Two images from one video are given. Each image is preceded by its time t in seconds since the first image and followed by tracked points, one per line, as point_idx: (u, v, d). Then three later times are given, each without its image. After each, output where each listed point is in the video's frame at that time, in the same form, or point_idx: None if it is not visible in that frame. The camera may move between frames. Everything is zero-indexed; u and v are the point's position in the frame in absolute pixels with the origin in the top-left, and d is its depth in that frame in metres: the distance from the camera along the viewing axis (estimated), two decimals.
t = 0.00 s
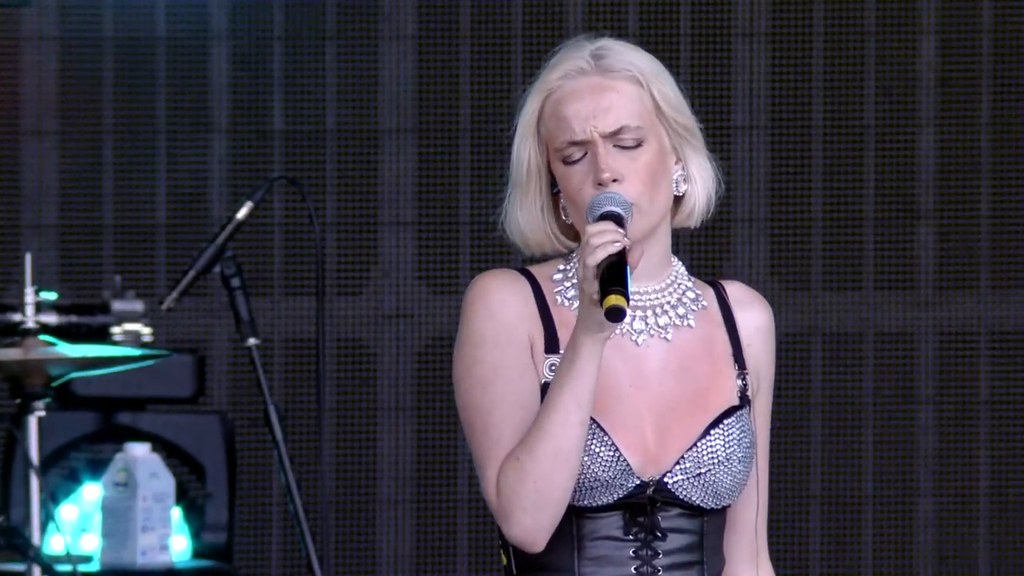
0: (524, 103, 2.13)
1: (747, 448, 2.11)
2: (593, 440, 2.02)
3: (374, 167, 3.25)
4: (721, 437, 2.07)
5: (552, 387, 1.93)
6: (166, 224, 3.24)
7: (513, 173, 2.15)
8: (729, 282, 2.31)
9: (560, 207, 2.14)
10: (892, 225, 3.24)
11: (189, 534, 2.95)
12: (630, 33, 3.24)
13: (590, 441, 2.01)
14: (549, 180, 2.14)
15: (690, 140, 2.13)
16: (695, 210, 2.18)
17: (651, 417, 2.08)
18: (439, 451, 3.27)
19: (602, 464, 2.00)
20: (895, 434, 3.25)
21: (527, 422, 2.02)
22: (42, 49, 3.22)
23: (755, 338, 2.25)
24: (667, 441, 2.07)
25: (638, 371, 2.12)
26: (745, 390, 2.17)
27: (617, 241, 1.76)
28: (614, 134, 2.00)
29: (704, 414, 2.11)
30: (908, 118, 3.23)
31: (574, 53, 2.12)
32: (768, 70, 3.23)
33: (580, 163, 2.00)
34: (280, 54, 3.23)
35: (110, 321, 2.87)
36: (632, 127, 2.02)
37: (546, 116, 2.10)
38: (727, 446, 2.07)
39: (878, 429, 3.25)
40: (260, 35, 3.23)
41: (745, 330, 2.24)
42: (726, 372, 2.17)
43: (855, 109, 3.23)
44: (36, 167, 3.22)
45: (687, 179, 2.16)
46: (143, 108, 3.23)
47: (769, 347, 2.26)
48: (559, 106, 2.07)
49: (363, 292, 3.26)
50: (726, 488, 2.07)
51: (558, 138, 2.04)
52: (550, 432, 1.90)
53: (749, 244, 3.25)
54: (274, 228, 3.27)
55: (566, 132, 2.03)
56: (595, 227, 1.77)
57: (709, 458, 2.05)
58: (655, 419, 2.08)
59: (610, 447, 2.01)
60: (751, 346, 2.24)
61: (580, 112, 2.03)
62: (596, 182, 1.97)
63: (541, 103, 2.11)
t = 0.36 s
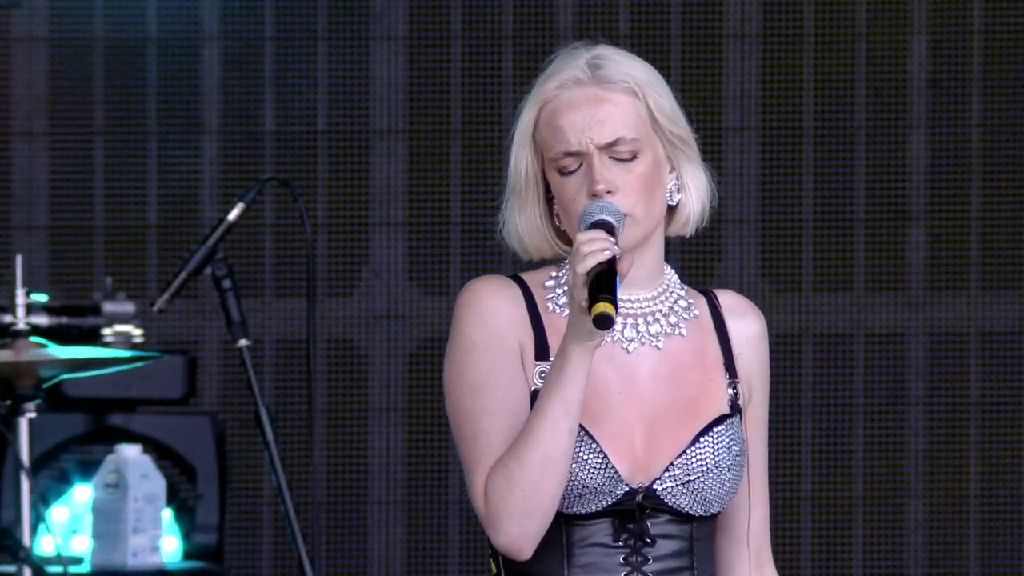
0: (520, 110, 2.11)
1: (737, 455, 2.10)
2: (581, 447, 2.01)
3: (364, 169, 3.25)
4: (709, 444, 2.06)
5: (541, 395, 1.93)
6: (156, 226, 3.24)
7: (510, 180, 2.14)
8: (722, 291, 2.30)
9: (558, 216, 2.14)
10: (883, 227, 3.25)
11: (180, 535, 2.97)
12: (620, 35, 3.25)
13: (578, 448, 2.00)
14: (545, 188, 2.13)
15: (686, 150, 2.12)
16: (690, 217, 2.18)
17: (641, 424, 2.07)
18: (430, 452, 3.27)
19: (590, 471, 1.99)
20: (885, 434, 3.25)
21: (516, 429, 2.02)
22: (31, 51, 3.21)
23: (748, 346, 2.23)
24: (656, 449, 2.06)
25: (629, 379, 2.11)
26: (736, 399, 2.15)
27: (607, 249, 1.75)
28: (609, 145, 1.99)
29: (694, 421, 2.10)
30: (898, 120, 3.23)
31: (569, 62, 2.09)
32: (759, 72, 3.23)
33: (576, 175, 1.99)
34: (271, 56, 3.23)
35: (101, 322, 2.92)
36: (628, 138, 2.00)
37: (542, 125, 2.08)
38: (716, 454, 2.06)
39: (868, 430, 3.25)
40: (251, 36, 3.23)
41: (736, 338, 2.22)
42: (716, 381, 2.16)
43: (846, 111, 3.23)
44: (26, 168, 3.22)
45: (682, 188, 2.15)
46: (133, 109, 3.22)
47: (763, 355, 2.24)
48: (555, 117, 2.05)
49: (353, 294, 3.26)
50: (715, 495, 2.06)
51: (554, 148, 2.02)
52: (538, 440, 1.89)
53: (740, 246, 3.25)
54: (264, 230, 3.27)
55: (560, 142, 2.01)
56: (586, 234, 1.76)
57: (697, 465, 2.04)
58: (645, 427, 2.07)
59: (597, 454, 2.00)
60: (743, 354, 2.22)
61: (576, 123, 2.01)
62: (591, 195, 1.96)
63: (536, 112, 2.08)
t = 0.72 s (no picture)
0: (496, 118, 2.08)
1: (731, 452, 2.09)
2: (573, 447, 1.99)
3: (360, 170, 3.25)
4: (704, 442, 2.05)
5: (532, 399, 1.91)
6: (152, 228, 3.24)
7: (488, 187, 2.11)
8: (712, 285, 2.28)
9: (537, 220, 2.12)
10: (880, 229, 3.24)
11: (175, 538, 2.96)
12: (616, 37, 3.25)
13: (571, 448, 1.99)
14: (521, 195, 2.12)
15: (666, 147, 2.09)
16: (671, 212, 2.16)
17: (632, 423, 2.05)
18: (425, 453, 3.27)
19: (583, 470, 1.98)
20: (881, 434, 3.25)
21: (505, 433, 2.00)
22: (27, 52, 3.20)
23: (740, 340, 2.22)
24: (649, 448, 2.04)
25: (619, 378, 2.09)
26: (729, 394, 2.14)
27: (596, 256, 1.71)
28: (591, 149, 1.97)
29: (686, 419, 2.08)
30: (894, 121, 3.23)
31: (543, 66, 2.06)
32: (755, 73, 3.22)
33: (559, 180, 1.97)
34: (266, 58, 3.23)
35: (95, 324, 2.89)
36: (609, 141, 1.98)
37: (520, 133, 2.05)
38: (710, 450, 2.05)
39: (865, 431, 3.25)
40: (246, 38, 3.23)
41: (728, 333, 2.21)
42: (709, 376, 2.14)
43: (842, 113, 3.23)
44: (21, 170, 3.21)
45: (663, 183, 2.13)
46: (128, 111, 3.22)
47: (755, 349, 2.23)
48: (533, 124, 2.03)
49: (349, 296, 3.27)
50: (710, 493, 2.04)
51: (535, 156, 2.00)
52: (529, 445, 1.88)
53: (735, 247, 3.25)
54: (260, 231, 3.26)
55: (542, 150, 1.99)
56: (575, 242, 1.72)
57: (692, 463, 2.03)
58: (637, 425, 2.06)
59: (590, 454, 1.99)
60: (735, 348, 2.21)
61: (556, 129, 1.99)
62: (576, 200, 1.94)
63: (513, 119, 2.05)
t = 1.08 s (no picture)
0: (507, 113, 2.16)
1: (728, 449, 2.14)
2: (569, 443, 2.04)
3: (353, 168, 3.24)
4: (702, 438, 2.10)
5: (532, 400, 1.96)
6: (144, 225, 3.23)
7: (495, 180, 2.19)
8: (713, 286, 2.35)
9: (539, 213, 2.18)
10: (873, 228, 3.24)
11: (168, 535, 2.96)
12: (609, 33, 3.25)
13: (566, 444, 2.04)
14: (528, 184, 2.19)
15: (675, 152, 2.17)
16: (677, 215, 2.23)
17: (631, 419, 2.12)
18: (418, 452, 3.26)
19: (578, 466, 2.03)
20: (874, 433, 3.25)
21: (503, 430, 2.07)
22: (19, 50, 3.20)
23: (739, 341, 2.28)
24: (647, 443, 2.10)
25: (619, 375, 2.16)
26: (728, 394, 2.20)
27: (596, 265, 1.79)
28: (597, 153, 2.04)
29: (684, 415, 2.14)
30: (887, 119, 3.22)
31: (557, 66, 2.14)
32: (747, 71, 3.23)
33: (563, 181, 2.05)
34: (259, 54, 3.22)
35: (88, 322, 2.90)
36: (614, 145, 2.05)
37: (529, 130, 2.13)
38: (707, 447, 2.10)
39: (857, 429, 3.25)
40: (238, 35, 3.22)
41: (728, 333, 2.28)
42: (707, 375, 2.20)
43: (835, 110, 3.23)
44: (14, 168, 3.20)
45: (670, 187, 2.20)
46: (121, 108, 3.21)
47: (754, 350, 2.29)
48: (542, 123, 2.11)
49: (342, 292, 3.26)
50: (707, 489, 2.10)
51: (541, 153, 2.07)
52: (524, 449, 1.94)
53: (728, 246, 3.25)
54: (252, 229, 3.26)
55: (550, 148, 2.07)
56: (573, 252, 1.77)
57: (689, 459, 2.08)
58: (635, 421, 2.12)
59: (586, 449, 2.03)
60: (735, 349, 2.27)
61: (562, 130, 2.06)
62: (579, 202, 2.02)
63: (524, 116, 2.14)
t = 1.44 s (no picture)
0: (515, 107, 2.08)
1: (725, 450, 2.09)
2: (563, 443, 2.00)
3: (342, 166, 3.25)
4: (697, 438, 2.06)
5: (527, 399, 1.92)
6: (135, 223, 3.24)
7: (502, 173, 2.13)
8: (712, 290, 2.30)
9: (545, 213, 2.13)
10: (862, 226, 3.24)
11: (157, 533, 2.95)
12: (597, 31, 3.25)
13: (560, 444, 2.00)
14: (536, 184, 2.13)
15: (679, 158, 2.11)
16: (680, 222, 2.18)
17: (628, 421, 2.07)
18: (408, 450, 3.26)
19: (573, 466, 1.99)
20: (863, 432, 3.24)
21: (499, 431, 2.02)
22: (9, 48, 3.20)
23: (737, 345, 2.23)
24: (642, 444, 2.05)
25: (616, 375, 2.11)
26: (724, 396, 2.15)
27: (596, 270, 1.72)
28: (603, 154, 1.98)
29: (680, 417, 2.09)
30: (876, 117, 3.23)
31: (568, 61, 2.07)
32: (737, 69, 3.23)
33: (566, 181, 1.98)
34: (249, 53, 3.23)
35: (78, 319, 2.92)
36: (622, 148, 1.99)
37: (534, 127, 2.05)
38: (703, 448, 2.06)
39: (846, 427, 3.25)
40: (228, 33, 3.22)
41: (725, 336, 2.22)
42: (705, 377, 2.16)
43: (824, 110, 3.24)
44: (4, 167, 3.23)
45: (672, 194, 2.15)
46: (111, 106, 3.22)
47: (752, 354, 2.24)
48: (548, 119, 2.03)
49: (333, 289, 3.26)
50: (703, 490, 2.05)
51: (545, 152, 2.00)
52: (521, 452, 1.89)
53: (717, 243, 3.25)
54: (242, 227, 3.26)
55: (554, 147, 2.00)
56: (574, 254, 1.74)
57: (684, 459, 2.04)
58: (631, 422, 2.07)
59: (580, 449, 2.00)
60: (732, 352, 2.22)
61: (570, 129, 1.99)
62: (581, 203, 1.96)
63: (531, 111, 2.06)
